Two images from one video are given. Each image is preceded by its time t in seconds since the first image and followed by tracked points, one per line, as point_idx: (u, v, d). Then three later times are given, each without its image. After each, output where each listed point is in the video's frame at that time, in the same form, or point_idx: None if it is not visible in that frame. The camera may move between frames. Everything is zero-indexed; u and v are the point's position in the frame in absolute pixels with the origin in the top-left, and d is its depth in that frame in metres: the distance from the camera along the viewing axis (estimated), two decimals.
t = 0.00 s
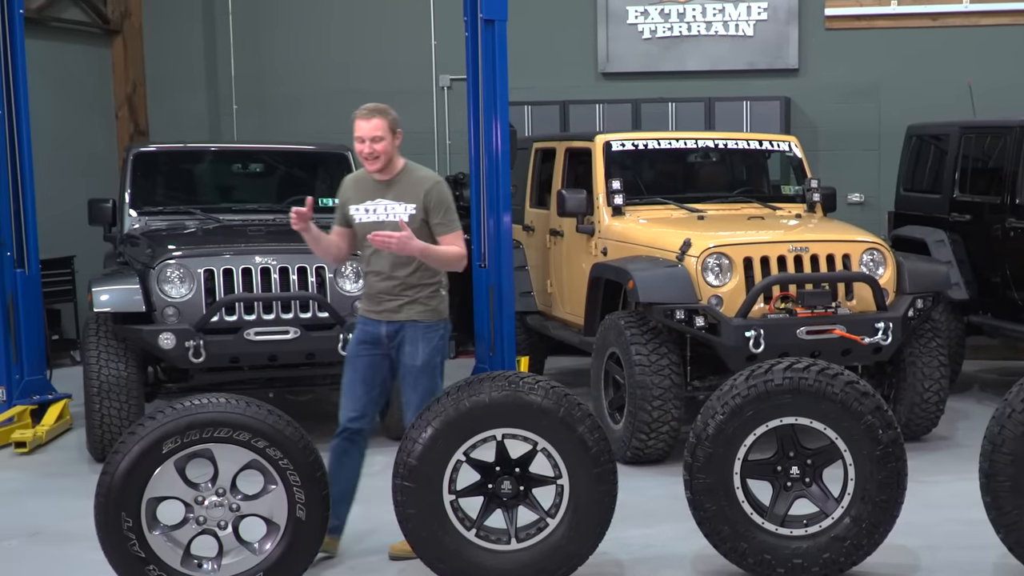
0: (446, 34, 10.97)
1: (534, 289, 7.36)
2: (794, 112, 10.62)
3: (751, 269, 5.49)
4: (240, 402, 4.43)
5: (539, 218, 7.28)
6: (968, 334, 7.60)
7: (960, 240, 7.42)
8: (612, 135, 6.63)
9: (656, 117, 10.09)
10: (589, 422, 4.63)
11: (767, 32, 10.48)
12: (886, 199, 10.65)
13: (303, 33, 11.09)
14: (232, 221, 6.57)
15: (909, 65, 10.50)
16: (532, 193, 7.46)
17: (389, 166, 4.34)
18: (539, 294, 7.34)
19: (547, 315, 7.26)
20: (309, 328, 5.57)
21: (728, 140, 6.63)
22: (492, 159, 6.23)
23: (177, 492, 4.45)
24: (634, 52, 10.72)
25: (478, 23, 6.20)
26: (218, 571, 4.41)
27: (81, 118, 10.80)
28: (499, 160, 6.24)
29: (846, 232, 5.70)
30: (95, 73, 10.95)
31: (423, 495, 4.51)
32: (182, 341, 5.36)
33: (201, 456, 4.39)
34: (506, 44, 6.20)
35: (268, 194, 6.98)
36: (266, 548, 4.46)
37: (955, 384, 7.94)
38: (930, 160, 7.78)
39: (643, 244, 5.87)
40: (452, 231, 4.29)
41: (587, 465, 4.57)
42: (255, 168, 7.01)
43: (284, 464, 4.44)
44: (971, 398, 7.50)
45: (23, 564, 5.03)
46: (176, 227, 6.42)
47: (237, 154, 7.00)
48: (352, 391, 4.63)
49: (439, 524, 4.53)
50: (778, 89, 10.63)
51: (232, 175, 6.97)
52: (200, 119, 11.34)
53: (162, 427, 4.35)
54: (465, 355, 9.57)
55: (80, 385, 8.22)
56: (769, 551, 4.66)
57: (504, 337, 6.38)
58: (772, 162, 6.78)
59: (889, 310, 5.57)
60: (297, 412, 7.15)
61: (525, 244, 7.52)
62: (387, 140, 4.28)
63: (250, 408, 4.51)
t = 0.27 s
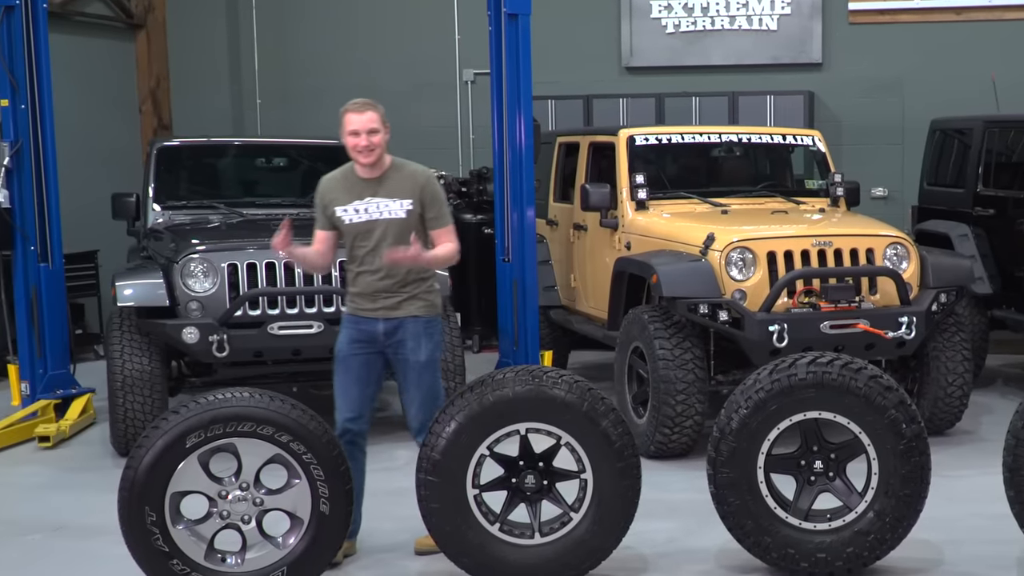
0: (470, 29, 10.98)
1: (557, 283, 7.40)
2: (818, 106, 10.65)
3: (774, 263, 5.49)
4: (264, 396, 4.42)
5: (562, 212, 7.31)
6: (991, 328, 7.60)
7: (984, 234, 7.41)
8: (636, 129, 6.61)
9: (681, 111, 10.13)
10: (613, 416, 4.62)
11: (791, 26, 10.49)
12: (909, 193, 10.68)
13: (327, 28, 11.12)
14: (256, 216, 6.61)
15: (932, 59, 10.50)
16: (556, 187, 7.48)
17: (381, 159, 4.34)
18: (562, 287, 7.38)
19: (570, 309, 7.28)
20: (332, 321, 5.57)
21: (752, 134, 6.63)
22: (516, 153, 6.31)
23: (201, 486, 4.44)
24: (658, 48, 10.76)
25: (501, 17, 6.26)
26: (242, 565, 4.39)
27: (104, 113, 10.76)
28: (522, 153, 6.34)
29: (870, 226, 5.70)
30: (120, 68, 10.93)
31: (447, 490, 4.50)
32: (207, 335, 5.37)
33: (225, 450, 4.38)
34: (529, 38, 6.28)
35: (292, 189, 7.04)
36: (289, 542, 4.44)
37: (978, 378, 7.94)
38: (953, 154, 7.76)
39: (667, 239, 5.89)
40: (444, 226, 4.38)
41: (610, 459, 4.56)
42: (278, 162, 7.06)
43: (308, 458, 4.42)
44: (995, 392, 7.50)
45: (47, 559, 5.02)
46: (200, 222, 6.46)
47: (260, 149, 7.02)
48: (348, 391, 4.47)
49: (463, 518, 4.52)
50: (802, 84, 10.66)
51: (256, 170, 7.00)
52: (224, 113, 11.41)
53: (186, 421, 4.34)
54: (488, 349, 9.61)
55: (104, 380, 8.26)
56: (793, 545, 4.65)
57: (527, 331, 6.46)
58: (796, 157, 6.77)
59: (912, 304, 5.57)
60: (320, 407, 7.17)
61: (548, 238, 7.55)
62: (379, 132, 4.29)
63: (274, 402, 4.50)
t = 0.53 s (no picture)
0: (486, 19, 11.03)
1: (573, 273, 7.43)
2: (834, 96, 10.71)
3: (790, 253, 5.50)
4: (280, 386, 4.38)
5: (577, 202, 7.37)
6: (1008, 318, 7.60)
7: (1000, 224, 7.43)
8: (651, 119, 6.68)
9: (696, 101, 10.22)
10: (629, 406, 4.60)
11: (807, 16, 10.56)
12: (925, 182, 10.78)
13: (342, 17, 11.12)
14: (272, 206, 6.72)
15: (948, 49, 10.59)
16: (571, 176, 7.52)
17: (364, 157, 4.27)
18: (579, 278, 7.41)
19: (586, 299, 7.33)
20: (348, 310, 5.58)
21: (767, 124, 6.66)
22: (531, 142, 6.38)
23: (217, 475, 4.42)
24: (674, 37, 10.76)
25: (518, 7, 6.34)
26: (258, 556, 4.37)
27: (119, 102, 10.79)
28: (538, 143, 6.40)
29: (886, 216, 5.71)
30: (136, 57, 10.98)
31: (463, 479, 4.50)
32: (222, 325, 5.41)
33: (240, 439, 4.36)
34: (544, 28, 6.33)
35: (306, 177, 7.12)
36: (305, 532, 4.41)
37: (995, 367, 7.94)
38: (969, 144, 7.76)
39: (684, 229, 5.91)
40: (431, 220, 4.36)
41: (626, 449, 4.54)
42: (293, 152, 7.14)
43: (324, 448, 4.38)
44: (1011, 381, 7.50)
45: (62, 548, 5.02)
46: (216, 211, 6.55)
47: (276, 139, 7.11)
48: (340, 382, 4.51)
49: (479, 508, 4.51)
50: (818, 73, 10.70)
51: (271, 159, 7.09)
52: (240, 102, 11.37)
53: (201, 411, 4.32)
54: (504, 338, 9.72)
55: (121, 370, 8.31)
56: (808, 535, 4.60)
57: (543, 320, 6.53)
58: (812, 146, 6.81)
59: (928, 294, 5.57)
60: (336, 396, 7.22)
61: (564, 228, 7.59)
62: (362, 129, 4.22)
63: (290, 391, 4.46)
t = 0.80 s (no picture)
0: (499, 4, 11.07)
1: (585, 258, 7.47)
2: (846, 81, 10.82)
3: (802, 238, 5.51)
4: (291, 370, 4.37)
5: (590, 186, 7.39)
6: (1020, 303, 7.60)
7: (1013, 209, 7.41)
8: (664, 103, 6.70)
9: (709, 86, 10.32)
10: (641, 390, 4.59)
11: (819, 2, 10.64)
12: (936, 167, 10.90)
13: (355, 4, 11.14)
14: (283, 191, 6.78)
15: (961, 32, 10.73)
16: (583, 161, 7.56)
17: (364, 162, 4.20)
18: (591, 262, 7.43)
19: (598, 284, 7.35)
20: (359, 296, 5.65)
21: (780, 108, 6.68)
22: (543, 126, 6.42)
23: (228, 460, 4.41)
24: (686, 21, 10.80)
25: None
26: (269, 540, 4.36)
27: (130, 87, 10.77)
28: (550, 128, 6.44)
29: (897, 201, 5.72)
30: (147, 42, 10.91)
31: (475, 463, 4.50)
32: (234, 309, 5.48)
33: (252, 424, 4.34)
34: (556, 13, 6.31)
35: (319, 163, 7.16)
36: (317, 516, 4.40)
37: (1007, 352, 7.94)
38: (981, 129, 7.76)
39: (696, 214, 5.94)
40: (427, 226, 4.28)
41: (639, 433, 4.53)
42: (306, 136, 7.16)
43: (336, 433, 4.37)
44: None
45: (74, 533, 5.01)
46: (229, 196, 6.66)
47: (289, 123, 7.12)
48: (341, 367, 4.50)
49: (491, 492, 4.51)
50: (828, 58, 10.81)
51: (284, 144, 7.11)
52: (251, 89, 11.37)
53: (212, 396, 4.30)
54: (516, 323, 9.77)
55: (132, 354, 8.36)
56: (821, 519, 4.58)
57: (555, 306, 6.57)
58: (824, 131, 6.81)
59: (940, 279, 5.57)
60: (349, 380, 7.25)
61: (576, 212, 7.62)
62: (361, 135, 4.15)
63: (302, 376, 4.45)
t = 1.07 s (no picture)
0: None
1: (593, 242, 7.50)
2: (855, 65, 10.91)
3: (810, 221, 5.51)
4: (301, 353, 4.37)
5: (598, 169, 7.42)
6: None
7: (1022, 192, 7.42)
8: (672, 87, 6.72)
9: (718, 69, 10.41)
10: (650, 373, 4.58)
11: None
12: (945, 150, 10.99)
13: None
14: (291, 174, 6.83)
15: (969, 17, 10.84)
16: (591, 145, 7.59)
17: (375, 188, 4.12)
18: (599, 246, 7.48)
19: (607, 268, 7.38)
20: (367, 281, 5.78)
21: (788, 91, 6.69)
22: (552, 110, 6.49)
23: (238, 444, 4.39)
24: (694, 5, 10.88)
25: None
26: (278, 524, 4.35)
27: (140, 70, 10.80)
28: (558, 111, 6.50)
29: (905, 184, 5.73)
30: (154, 25, 10.94)
31: (483, 446, 4.48)
32: (243, 293, 5.57)
33: (261, 407, 4.33)
34: None
35: (327, 146, 7.18)
36: (326, 500, 4.39)
37: (1016, 335, 7.95)
38: (990, 112, 7.76)
39: (705, 197, 5.96)
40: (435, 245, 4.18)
41: (647, 416, 4.52)
42: (314, 120, 7.18)
43: (344, 416, 4.36)
44: None
45: (83, 516, 5.01)
46: (238, 179, 6.70)
47: (297, 106, 7.15)
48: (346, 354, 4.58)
49: (500, 476, 4.49)
50: (838, 42, 10.90)
51: (292, 127, 7.14)
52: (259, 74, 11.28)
53: (220, 379, 4.29)
54: (524, 307, 9.82)
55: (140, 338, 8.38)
56: (829, 503, 4.56)
57: (564, 290, 6.61)
58: (832, 114, 6.83)
59: (948, 262, 5.58)
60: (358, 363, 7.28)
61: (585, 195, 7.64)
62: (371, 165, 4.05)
63: (310, 359, 4.44)
